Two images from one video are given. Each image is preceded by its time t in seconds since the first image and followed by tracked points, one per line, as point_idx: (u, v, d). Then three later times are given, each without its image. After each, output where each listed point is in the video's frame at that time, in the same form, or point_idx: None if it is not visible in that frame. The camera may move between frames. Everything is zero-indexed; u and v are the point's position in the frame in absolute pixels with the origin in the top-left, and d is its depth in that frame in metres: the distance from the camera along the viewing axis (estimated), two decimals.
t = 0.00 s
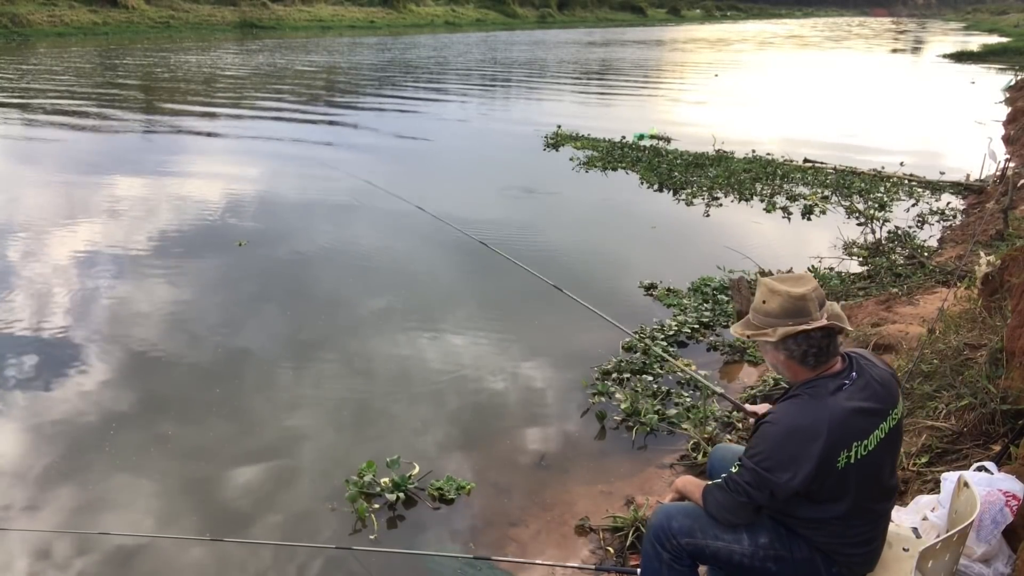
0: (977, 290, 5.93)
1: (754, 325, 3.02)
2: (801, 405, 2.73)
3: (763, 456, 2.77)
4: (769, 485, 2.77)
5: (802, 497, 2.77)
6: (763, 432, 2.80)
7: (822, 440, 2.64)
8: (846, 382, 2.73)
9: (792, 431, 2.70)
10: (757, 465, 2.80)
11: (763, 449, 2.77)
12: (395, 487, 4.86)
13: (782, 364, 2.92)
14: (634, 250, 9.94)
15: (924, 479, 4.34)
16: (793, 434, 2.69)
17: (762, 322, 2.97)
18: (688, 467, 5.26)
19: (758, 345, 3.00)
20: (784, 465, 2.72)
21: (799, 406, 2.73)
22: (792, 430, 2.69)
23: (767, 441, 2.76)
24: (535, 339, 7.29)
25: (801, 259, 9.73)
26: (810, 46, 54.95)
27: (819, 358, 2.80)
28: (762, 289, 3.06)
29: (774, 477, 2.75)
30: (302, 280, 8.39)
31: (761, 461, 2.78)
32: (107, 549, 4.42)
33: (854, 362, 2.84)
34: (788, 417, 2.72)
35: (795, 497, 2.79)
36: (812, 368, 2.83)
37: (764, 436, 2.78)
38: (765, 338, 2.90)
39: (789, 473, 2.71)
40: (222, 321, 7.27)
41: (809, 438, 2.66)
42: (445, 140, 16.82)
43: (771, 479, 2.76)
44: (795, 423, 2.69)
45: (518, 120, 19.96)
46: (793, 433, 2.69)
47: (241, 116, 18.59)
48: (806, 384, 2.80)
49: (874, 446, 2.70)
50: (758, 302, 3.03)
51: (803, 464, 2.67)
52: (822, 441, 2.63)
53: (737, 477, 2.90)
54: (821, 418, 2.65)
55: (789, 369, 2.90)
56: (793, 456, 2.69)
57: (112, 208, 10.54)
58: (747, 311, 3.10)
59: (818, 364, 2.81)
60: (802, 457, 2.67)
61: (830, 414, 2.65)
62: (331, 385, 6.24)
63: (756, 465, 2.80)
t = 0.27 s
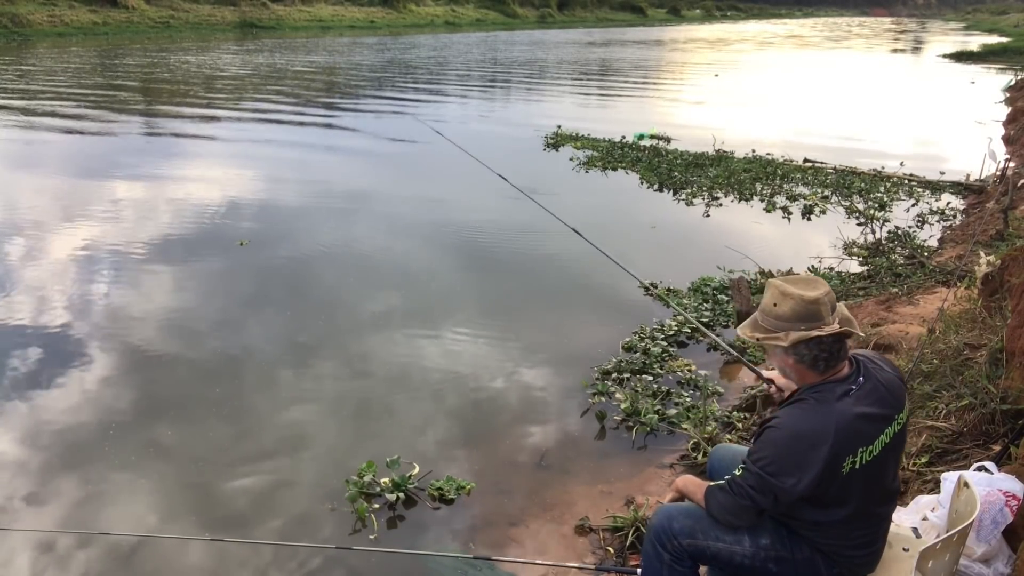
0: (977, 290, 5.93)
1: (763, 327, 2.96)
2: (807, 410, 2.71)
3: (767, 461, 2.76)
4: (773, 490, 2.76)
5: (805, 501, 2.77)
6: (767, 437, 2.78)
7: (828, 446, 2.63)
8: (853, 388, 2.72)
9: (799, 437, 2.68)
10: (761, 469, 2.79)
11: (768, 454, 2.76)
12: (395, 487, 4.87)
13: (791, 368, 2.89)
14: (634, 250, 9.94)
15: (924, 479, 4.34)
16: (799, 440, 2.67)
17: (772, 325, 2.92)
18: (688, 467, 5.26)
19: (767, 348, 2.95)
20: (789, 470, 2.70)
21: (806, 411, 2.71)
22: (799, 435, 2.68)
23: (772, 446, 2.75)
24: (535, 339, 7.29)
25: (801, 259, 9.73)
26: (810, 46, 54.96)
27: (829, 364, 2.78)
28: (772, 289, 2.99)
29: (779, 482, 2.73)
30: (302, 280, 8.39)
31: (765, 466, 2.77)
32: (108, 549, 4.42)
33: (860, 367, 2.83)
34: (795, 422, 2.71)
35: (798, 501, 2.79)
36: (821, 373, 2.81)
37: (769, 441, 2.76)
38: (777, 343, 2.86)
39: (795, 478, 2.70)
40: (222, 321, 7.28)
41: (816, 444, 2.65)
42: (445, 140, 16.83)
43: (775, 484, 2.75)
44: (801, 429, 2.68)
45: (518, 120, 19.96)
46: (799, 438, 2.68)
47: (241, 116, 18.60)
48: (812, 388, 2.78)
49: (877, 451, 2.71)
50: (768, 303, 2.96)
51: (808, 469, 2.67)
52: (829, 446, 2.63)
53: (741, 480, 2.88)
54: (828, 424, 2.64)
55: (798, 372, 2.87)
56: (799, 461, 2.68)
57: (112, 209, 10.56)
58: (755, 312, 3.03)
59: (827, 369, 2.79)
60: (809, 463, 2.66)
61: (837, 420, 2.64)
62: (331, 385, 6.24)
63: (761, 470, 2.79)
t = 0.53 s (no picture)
0: (977, 290, 5.93)
1: (770, 327, 2.98)
2: (811, 413, 2.71)
3: (771, 464, 2.76)
4: (775, 492, 2.77)
5: (809, 504, 2.77)
6: (771, 439, 2.78)
7: (832, 449, 2.63)
8: (858, 392, 2.71)
9: (803, 440, 2.68)
10: (764, 472, 2.79)
11: (772, 456, 2.76)
12: (395, 487, 4.87)
13: (796, 369, 2.88)
14: (634, 251, 9.93)
15: (924, 479, 4.34)
16: (803, 443, 2.68)
17: (778, 325, 2.93)
18: (688, 467, 5.26)
19: (774, 348, 2.96)
20: (792, 473, 2.71)
21: (810, 414, 2.71)
22: (803, 439, 2.68)
23: (775, 449, 2.75)
24: (535, 339, 7.29)
25: (801, 259, 9.72)
26: (810, 46, 54.95)
27: (834, 366, 2.77)
28: (782, 291, 3.01)
29: (782, 485, 2.74)
30: (302, 280, 8.40)
31: (769, 468, 2.77)
32: (107, 550, 4.41)
33: (868, 370, 2.82)
34: (799, 426, 2.71)
35: (801, 504, 2.79)
36: (826, 375, 2.80)
37: (773, 443, 2.76)
38: (781, 343, 2.87)
39: (798, 481, 2.70)
40: (222, 321, 7.29)
41: (820, 448, 2.65)
42: (445, 140, 16.82)
43: (778, 487, 2.75)
44: (806, 432, 2.68)
45: (517, 120, 19.95)
46: (803, 441, 2.68)
47: (241, 116, 18.60)
48: (817, 391, 2.77)
49: (881, 455, 2.71)
50: (777, 303, 2.98)
51: (812, 472, 2.67)
52: (833, 451, 2.63)
53: (743, 482, 2.89)
54: (833, 428, 2.64)
55: (803, 374, 2.86)
56: (802, 464, 2.68)
57: (112, 209, 10.56)
58: (765, 313, 3.05)
59: (833, 372, 2.78)
60: (812, 466, 2.66)
61: (841, 424, 2.64)
62: (331, 385, 6.24)
63: (764, 472, 2.79)
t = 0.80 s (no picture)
0: (977, 290, 5.93)
1: (772, 326, 2.97)
2: (814, 415, 2.71)
3: (774, 466, 2.76)
4: (778, 494, 2.77)
5: (811, 506, 2.78)
6: (774, 440, 2.78)
7: (835, 452, 2.63)
8: (861, 393, 2.71)
9: (805, 442, 2.68)
10: (767, 473, 2.79)
11: (774, 458, 2.76)
12: (395, 487, 4.87)
13: (797, 370, 2.89)
14: (634, 251, 9.94)
15: (924, 479, 4.34)
16: (806, 445, 2.68)
17: (781, 325, 2.92)
18: (688, 467, 5.26)
19: (776, 347, 2.95)
20: (795, 475, 2.71)
21: (813, 416, 2.71)
22: (805, 440, 2.68)
23: (778, 450, 2.75)
24: (535, 339, 7.30)
25: (801, 259, 9.73)
26: (810, 46, 54.97)
27: (837, 368, 2.77)
28: (787, 290, 2.99)
29: (785, 487, 2.74)
30: (302, 280, 8.40)
31: (771, 470, 2.77)
32: (106, 551, 4.41)
33: (871, 371, 2.82)
34: (802, 427, 2.71)
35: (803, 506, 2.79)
36: (828, 376, 2.80)
37: (775, 445, 2.76)
38: (784, 344, 2.87)
39: (800, 483, 2.70)
40: (222, 321, 7.29)
41: (823, 450, 2.65)
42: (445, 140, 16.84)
43: (781, 489, 2.75)
44: (808, 434, 2.68)
45: (517, 121, 19.97)
46: (806, 443, 2.68)
47: (241, 117, 18.61)
48: (820, 393, 2.77)
49: (884, 456, 2.71)
50: (781, 302, 2.97)
51: (815, 474, 2.67)
52: (835, 453, 2.63)
53: (745, 483, 2.89)
54: (836, 430, 2.64)
55: (805, 375, 2.86)
56: (805, 466, 2.69)
57: (112, 209, 10.56)
58: (768, 311, 3.04)
59: (835, 373, 2.78)
60: (815, 468, 2.66)
61: (843, 426, 2.64)
62: (331, 385, 6.24)
63: (766, 474, 2.80)
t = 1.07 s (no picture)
0: (977, 290, 5.93)
1: (772, 326, 2.98)
2: (814, 415, 2.71)
3: (774, 466, 2.76)
4: (779, 495, 2.77)
5: (811, 507, 2.78)
6: (774, 440, 2.78)
7: (835, 452, 2.63)
8: (861, 394, 2.71)
9: (805, 443, 2.68)
10: (767, 473, 2.80)
11: (774, 458, 2.76)
12: (395, 487, 4.87)
13: (797, 370, 2.88)
14: (634, 251, 9.94)
15: (924, 479, 4.34)
16: (807, 446, 2.68)
17: (781, 325, 2.93)
18: (687, 467, 5.26)
19: (776, 347, 2.95)
20: (795, 476, 2.71)
21: (813, 416, 2.71)
22: (805, 441, 2.68)
23: (778, 450, 2.75)
24: (535, 339, 7.30)
25: (801, 259, 9.73)
26: (810, 46, 54.95)
27: (837, 368, 2.77)
28: (788, 290, 3.00)
29: (785, 488, 2.74)
30: (302, 280, 8.40)
31: (772, 470, 2.77)
32: (106, 551, 4.42)
33: (871, 371, 2.81)
34: (802, 428, 2.71)
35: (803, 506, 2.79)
36: (828, 377, 2.80)
37: (775, 445, 2.77)
38: (784, 344, 2.87)
39: (801, 484, 2.70)
40: (222, 321, 7.29)
41: (823, 450, 2.65)
42: (445, 140, 16.85)
43: (781, 488, 2.75)
44: (808, 435, 2.68)
45: (517, 120, 19.97)
46: (806, 444, 2.68)
47: (241, 116, 18.60)
48: (820, 393, 2.77)
49: (884, 457, 2.71)
50: (781, 302, 2.97)
51: (815, 475, 2.67)
52: (836, 453, 2.63)
53: (746, 483, 2.89)
54: (836, 431, 2.64)
55: (805, 375, 2.86)
56: (806, 467, 2.69)
57: (112, 208, 10.56)
58: (768, 311, 3.05)
59: (835, 373, 2.78)
60: (815, 469, 2.66)
61: (843, 427, 2.64)
62: (331, 385, 6.24)
63: (767, 474, 2.80)
